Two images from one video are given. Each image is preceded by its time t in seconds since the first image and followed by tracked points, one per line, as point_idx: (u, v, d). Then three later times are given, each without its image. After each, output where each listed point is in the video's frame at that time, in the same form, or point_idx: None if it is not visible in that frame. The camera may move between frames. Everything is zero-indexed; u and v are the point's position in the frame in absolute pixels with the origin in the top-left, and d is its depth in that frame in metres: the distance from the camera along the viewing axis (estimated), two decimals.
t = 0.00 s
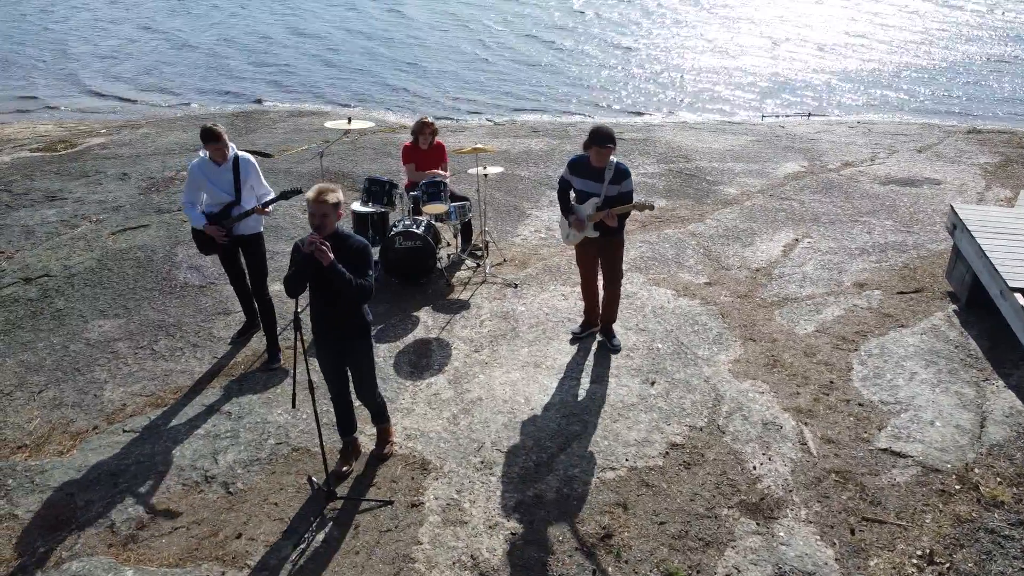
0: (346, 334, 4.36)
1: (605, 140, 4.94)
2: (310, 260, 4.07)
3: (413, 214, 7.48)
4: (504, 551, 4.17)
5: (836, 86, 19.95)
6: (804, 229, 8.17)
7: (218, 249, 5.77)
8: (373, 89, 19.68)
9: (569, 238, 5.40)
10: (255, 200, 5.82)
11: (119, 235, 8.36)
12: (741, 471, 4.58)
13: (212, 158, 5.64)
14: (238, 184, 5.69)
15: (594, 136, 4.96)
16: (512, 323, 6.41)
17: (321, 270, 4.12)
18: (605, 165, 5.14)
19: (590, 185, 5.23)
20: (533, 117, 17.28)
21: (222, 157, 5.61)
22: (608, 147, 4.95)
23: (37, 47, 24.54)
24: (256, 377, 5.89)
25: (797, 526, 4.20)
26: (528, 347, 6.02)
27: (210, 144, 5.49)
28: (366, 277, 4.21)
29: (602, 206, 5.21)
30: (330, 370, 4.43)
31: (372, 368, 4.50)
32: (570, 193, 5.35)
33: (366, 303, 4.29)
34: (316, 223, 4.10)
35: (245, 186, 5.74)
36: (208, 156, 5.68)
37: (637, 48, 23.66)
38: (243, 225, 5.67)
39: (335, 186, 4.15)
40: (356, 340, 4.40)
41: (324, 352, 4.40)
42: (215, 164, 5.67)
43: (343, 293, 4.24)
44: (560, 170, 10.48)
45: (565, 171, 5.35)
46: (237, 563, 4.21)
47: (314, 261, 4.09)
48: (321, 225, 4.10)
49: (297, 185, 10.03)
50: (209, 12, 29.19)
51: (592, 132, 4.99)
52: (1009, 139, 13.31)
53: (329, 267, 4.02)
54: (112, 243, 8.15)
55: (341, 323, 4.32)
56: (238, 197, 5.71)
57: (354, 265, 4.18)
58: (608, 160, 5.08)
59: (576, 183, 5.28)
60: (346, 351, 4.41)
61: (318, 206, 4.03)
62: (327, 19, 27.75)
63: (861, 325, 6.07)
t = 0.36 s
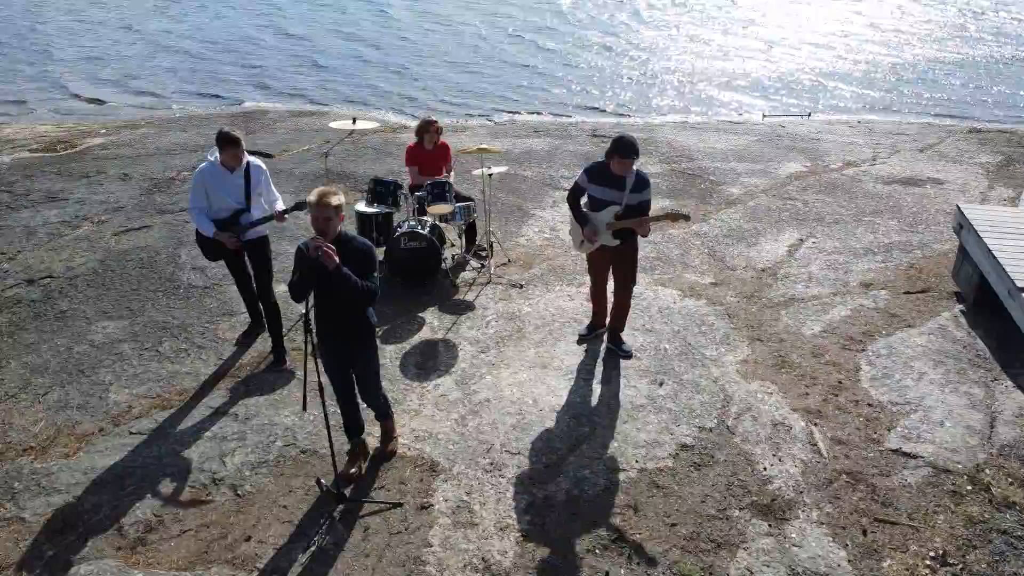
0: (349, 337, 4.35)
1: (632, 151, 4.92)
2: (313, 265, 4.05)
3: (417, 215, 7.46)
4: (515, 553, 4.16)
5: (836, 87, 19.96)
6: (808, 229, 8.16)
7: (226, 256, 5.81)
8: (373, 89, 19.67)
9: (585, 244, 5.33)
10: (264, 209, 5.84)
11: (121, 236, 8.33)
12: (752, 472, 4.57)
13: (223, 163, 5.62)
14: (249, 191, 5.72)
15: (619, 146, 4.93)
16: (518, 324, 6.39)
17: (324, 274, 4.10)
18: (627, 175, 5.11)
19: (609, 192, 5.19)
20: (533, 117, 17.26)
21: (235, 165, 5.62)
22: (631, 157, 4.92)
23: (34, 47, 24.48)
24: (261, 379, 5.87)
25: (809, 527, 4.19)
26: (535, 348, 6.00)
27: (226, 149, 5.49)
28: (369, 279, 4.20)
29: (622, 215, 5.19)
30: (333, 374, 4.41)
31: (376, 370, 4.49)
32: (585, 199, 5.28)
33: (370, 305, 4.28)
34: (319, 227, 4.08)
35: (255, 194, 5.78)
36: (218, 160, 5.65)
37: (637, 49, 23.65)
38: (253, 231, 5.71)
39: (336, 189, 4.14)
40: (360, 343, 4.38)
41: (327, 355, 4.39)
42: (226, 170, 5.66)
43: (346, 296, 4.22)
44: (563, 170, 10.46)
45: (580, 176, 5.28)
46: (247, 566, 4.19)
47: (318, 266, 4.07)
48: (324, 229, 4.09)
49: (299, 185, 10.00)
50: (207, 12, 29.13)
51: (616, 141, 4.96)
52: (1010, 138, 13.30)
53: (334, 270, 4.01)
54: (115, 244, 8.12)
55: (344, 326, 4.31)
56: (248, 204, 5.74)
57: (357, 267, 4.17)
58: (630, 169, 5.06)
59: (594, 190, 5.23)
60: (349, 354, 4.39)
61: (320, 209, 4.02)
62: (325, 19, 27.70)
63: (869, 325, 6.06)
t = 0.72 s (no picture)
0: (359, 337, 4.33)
1: (650, 148, 4.89)
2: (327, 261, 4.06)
3: (420, 215, 7.44)
4: (525, 555, 4.15)
5: (836, 87, 19.98)
6: (812, 229, 8.16)
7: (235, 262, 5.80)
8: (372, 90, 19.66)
9: (603, 245, 5.25)
10: (272, 217, 5.84)
11: (123, 236, 8.30)
12: (760, 473, 4.56)
13: (233, 170, 5.57)
14: (258, 200, 5.71)
15: (638, 143, 4.90)
16: (523, 324, 6.38)
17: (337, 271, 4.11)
18: (646, 173, 5.08)
19: (628, 192, 5.14)
20: (533, 116, 17.24)
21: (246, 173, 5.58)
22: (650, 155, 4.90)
23: (31, 48, 24.39)
24: (266, 380, 5.85)
25: (820, 528, 4.18)
26: (541, 349, 5.98)
27: (239, 157, 5.45)
28: (381, 278, 4.19)
29: (642, 215, 5.16)
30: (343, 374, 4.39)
31: (386, 371, 4.47)
32: (602, 200, 5.22)
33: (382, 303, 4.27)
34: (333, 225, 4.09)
35: (264, 202, 5.76)
36: (228, 167, 5.61)
37: (636, 49, 23.64)
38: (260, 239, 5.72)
39: (350, 187, 4.14)
40: (371, 343, 4.37)
41: (338, 355, 4.37)
42: (236, 177, 5.62)
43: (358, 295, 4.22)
44: (565, 170, 10.45)
45: (596, 176, 5.22)
46: (256, 568, 4.17)
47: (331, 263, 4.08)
48: (338, 227, 4.08)
49: (301, 185, 9.98)
50: (205, 12, 29.08)
51: (634, 139, 4.93)
52: (1011, 138, 13.31)
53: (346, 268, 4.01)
54: (117, 244, 8.09)
55: (356, 326, 4.30)
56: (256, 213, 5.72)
57: (370, 265, 4.17)
58: (649, 167, 5.03)
59: (612, 190, 5.17)
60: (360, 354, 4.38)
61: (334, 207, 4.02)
62: (323, 19, 27.66)
63: (874, 325, 6.06)
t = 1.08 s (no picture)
0: (372, 333, 4.33)
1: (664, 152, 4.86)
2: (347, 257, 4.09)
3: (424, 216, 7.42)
4: (535, 558, 4.13)
5: (835, 87, 20.01)
6: (815, 229, 8.16)
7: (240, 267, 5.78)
8: (371, 90, 19.65)
9: (614, 254, 5.15)
10: (278, 223, 5.79)
11: (125, 238, 8.28)
12: (770, 475, 4.55)
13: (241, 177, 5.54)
14: (265, 206, 5.69)
15: (650, 147, 4.85)
16: (529, 326, 6.36)
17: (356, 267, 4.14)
18: (653, 177, 5.09)
19: (637, 199, 5.12)
20: (533, 117, 17.24)
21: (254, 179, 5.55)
22: (660, 159, 4.85)
23: (27, 49, 24.31)
24: (272, 382, 5.82)
25: (831, 530, 4.17)
26: (548, 351, 5.97)
27: (248, 165, 5.41)
28: (400, 276, 4.23)
29: (651, 221, 5.15)
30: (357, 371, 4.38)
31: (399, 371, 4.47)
32: (610, 206, 5.13)
33: (399, 302, 4.31)
34: (353, 221, 4.12)
35: (271, 208, 5.74)
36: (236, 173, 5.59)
37: (634, 49, 23.67)
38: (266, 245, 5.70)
39: (371, 186, 4.19)
40: (385, 342, 4.38)
41: (352, 353, 4.37)
42: (244, 183, 5.61)
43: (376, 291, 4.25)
44: (567, 170, 10.44)
45: (603, 183, 5.13)
46: (264, 572, 4.15)
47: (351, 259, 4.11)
48: (358, 224, 4.12)
49: (302, 186, 9.95)
50: (201, 13, 29.05)
51: (646, 143, 4.88)
52: (1010, 138, 13.34)
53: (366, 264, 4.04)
54: (118, 246, 8.05)
55: (372, 323, 4.32)
56: (263, 219, 5.70)
57: (389, 263, 4.21)
58: (655, 171, 5.03)
59: (621, 197, 5.10)
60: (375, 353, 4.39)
61: (355, 204, 4.06)
62: (321, 20, 27.62)
63: (880, 326, 6.06)
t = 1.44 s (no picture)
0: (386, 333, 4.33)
1: (658, 160, 4.77)
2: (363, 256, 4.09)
3: (428, 216, 7.40)
4: (548, 560, 4.12)
5: (833, 87, 20.06)
6: (819, 229, 8.16)
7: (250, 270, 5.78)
8: (369, 91, 19.63)
9: (612, 267, 5.10)
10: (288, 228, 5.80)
11: (127, 239, 8.24)
12: (781, 476, 4.55)
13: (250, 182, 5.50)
14: (274, 211, 5.69)
15: (645, 157, 4.77)
16: (535, 327, 6.35)
17: (372, 266, 4.15)
18: (651, 187, 5.02)
19: (636, 210, 5.05)
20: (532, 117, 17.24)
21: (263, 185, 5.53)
22: (658, 167, 4.78)
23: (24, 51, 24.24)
24: (278, 384, 5.80)
25: (843, 530, 4.16)
26: (554, 352, 5.95)
27: (259, 172, 5.38)
28: (415, 276, 4.24)
29: (650, 232, 5.11)
30: (370, 372, 4.37)
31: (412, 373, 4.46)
32: (610, 220, 5.06)
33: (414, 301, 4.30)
34: (370, 220, 4.13)
35: (280, 213, 5.75)
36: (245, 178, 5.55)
37: (632, 49, 23.70)
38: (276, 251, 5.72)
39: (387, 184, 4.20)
40: (399, 342, 4.37)
41: (366, 352, 4.36)
42: (253, 189, 5.58)
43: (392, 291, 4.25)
44: (569, 170, 10.43)
45: (600, 198, 5.05)
46: None
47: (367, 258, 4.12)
48: (375, 222, 4.13)
49: (304, 187, 9.93)
50: (198, 14, 29.00)
51: (640, 153, 4.79)
52: (1009, 137, 13.37)
53: (382, 263, 4.05)
54: (120, 247, 8.02)
55: (386, 323, 4.31)
56: (272, 224, 5.71)
57: (405, 262, 4.22)
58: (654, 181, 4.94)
59: (620, 210, 5.03)
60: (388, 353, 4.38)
61: (372, 202, 4.07)
62: (318, 20, 27.60)
63: (886, 326, 6.06)
